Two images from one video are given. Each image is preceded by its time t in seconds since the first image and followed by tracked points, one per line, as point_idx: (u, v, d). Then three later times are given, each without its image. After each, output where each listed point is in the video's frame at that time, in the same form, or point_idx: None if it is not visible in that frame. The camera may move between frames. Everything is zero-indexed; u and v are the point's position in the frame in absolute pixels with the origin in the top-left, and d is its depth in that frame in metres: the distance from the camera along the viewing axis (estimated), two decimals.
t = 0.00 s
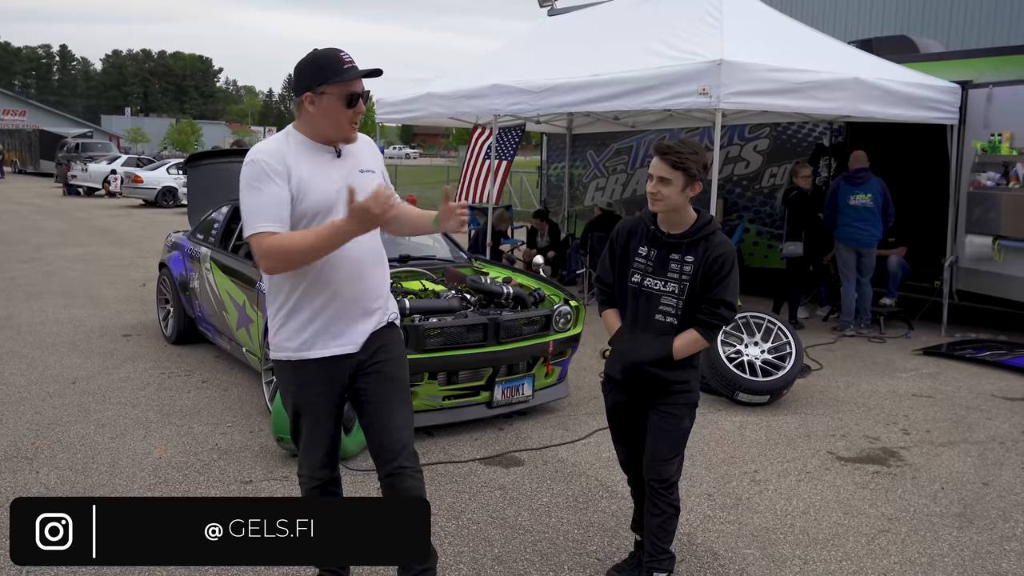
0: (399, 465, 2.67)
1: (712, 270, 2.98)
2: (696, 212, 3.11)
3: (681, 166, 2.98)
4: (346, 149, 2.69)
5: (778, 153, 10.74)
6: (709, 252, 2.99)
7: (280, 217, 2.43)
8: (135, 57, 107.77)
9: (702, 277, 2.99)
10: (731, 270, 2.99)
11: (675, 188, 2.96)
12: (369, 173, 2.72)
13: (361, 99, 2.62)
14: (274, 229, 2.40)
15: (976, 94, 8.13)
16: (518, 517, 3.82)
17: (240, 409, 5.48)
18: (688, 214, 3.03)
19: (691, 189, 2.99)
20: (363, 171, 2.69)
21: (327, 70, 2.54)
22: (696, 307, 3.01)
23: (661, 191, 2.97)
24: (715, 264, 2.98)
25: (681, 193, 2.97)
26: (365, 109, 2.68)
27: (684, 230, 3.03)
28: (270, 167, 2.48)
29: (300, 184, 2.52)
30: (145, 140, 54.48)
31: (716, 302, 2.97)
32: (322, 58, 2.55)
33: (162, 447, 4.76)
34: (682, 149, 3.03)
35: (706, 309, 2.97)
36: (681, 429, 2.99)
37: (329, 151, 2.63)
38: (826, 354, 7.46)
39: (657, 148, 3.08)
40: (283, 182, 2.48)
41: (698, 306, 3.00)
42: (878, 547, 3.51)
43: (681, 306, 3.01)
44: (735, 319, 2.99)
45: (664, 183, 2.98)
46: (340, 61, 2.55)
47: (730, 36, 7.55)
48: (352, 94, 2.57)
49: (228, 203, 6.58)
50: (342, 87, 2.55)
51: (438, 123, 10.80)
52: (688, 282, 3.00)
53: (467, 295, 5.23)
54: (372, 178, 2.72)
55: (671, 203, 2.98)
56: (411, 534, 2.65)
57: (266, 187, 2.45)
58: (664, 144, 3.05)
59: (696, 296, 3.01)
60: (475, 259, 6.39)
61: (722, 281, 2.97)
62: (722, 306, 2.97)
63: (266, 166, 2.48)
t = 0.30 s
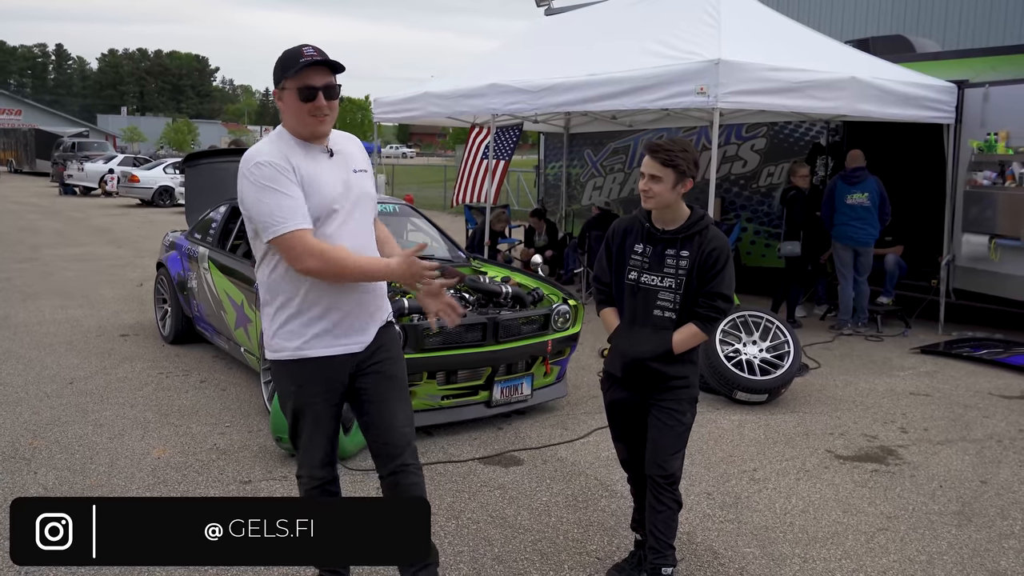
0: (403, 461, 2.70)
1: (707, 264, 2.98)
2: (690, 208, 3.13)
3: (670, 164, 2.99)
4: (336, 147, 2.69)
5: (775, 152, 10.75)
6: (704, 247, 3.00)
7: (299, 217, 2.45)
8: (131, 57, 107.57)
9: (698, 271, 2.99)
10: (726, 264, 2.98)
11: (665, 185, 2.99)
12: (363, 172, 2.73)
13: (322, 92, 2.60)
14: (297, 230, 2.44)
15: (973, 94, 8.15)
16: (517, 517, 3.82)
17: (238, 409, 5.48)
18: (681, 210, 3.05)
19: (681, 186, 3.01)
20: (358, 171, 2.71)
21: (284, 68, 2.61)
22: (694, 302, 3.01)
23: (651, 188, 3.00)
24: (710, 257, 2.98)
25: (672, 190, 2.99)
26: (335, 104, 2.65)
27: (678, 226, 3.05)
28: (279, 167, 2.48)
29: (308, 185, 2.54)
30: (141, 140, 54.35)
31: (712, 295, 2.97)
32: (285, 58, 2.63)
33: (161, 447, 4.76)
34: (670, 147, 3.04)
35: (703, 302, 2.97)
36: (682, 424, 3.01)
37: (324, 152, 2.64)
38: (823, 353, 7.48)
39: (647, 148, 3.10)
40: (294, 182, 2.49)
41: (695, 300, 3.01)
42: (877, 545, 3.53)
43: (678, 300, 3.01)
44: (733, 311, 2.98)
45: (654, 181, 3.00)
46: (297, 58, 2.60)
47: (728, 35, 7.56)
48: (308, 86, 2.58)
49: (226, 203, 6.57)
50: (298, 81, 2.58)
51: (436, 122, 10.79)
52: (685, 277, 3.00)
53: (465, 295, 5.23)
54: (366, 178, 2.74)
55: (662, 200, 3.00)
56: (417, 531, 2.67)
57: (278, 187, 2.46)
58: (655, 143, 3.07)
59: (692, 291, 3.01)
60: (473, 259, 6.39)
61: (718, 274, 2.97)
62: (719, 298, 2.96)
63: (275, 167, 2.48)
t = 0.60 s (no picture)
0: (405, 465, 2.74)
1: (705, 264, 2.99)
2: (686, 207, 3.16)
3: (674, 163, 3.01)
4: (333, 152, 2.66)
5: (773, 153, 10.76)
6: (702, 246, 3.00)
7: (269, 225, 2.47)
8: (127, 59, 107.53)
9: (696, 270, 3.00)
10: (725, 262, 2.99)
11: (672, 185, 3.01)
12: (358, 179, 2.68)
13: (314, 97, 2.59)
14: (266, 238, 2.45)
15: (970, 95, 8.17)
16: (518, 518, 3.83)
17: (237, 411, 5.48)
18: (683, 210, 3.07)
19: (685, 184, 3.04)
20: (351, 177, 2.66)
21: (280, 71, 2.62)
22: (693, 302, 3.02)
23: (659, 191, 3.00)
24: (708, 257, 2.99)
25: (678, 189, 3.02)
26: (329, 110, 2.62)
27: (680, 225, 3.07)
28: (256, 174, 2.50)
29: (286, 192, 2.54)
30: (138, 142, 54.30)
31: (711, 293, 2.97)
32: (282, 61, 2.65)
33: (161, 449, 4.76)
34: (670, 146, 3.06)
35: (702, 301, 2.97)
36: (683, 426, 3.01)
37: (315, 158, 2.62)
38: (821, 354, 7.49)
39: (644, 149, 3.10)
40: (270, 189, 2.50)
41: (694, 299, 3.01)
42: (878, 546, 3.53)
43: (678, 300, 3.02)
44: (732, 309, 2.98)
45: (661, 182, 3.01)
46: (292, 62, 2.61)
47: (726, 37, 7.57)
48: (298, 90, 2.58)
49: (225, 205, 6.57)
50: (289, 85, 2.59)
51: (434, 124, 10.80)
52: (684, 277, 3.01)
53: (465, 296, 5.23)
54: (362, 184, 2.69)
55: (669, 200, 3.01)
56: (418, 527, 2.74)
57: (250, 194, 2.48)
58: (653, 144, 3.07)
59: (692, 291, 3.01)
60: (472, 261, 6.39)
61: (717, 273, 2.97)
62: (717, 297, 2.96)
63: (252, 173, 2.50)
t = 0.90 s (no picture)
0: (405, 467, 2.73)
1: (706, 261, 2.99)
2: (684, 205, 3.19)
3: (677, 164, 3.02)
4: (334, 154, 2.63)
5: (772, 153, 10.76)
6: (702, 244, 3.01)
7: (254, 229, 2.51)
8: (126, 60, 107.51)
9: (697, 268, 3.00)
10: (726, 259, 2.99)
11: (678, 185, 3.02)
12: (357, 181, 2.64)
13: (308, 102, 2.57)
14: (247, 241, 2.49)
15: (970, 94, 8.17)
16: (520, 518, 3.83)
17: (238, 412, 5.48)
18: (687, 208, 3.10)
19: (687, 182, 3.07)
20: (349, 181, 2.62)
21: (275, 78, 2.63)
22: (695, 299, 3.02)
23: (667, 193, 3.01)
24: (709, 254, 2.99)
25: (682, 188, 3.04)
26: (325, 113, 2.60)
27: (684, 222, 3.09)
28: (246, 179, 2.55)
29: (277, 196, 2.56)
30: (137, 143, 54.31)
31: (711, 290, 2.97)
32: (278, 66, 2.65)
33: (162, 450, 4.76)
34: (670, 147, 3.06)
35: (703, 298, 2.97)
36: (684, 426, 3.01)
37: (312, 161, 2.61)
38: (822, 353, 7.50)
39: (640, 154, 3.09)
40: (258, 193, 2.54)
41: (696, 297, 3.01)
42: (880, 545, 3.53)
43: (679, 298, 3.02)
44: (734, 306, 2.97)
45: (667, 184, 3.01)
46: (286, 66, 2.60)
47: (726, 37, 7.57)
48: (291, 96, 2.57)
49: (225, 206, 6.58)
50: (283, 91, 2.59)
51: (434, 124, 10.79)
52: (685, 274, 3.01)
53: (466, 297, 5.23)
54: (361, 187, 2.64)
55: (677, 200, 3.03)
56: (418, 530, 2.73)
57: (239, 200, 2.53)
58: (648, 148, 3.06)
59: (693, 289, 3.01)
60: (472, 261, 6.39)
61: (717, 270, 2.97)
62: (718, 294, 2.96)
63: (243, 179, 2.55)
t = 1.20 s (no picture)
0: (406, 469, 2.72)
1: (702, 260, 2.98)
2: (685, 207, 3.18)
3: (677, 162, 3.04)
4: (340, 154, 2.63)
5: (771, 153, 10.76)
6: (699, 243, 3.00)
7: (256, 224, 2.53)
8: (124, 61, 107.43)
9: (694, 268, 3.00)
10: (722, 258, 2.98)
11: (677, 184, 3.04)
12: (359, 181, 2.64)
13: (353, 103, 2.59)
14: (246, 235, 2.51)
15: (968, 94, 8.19)
16: (521, 519, 3.83)
17: (238, 413, 5.48)
18: (686, 208, 3.10)
19: (687, 182, 3.08)
20: (352, 181, 2.63)
21: (311, 76, 2.56)
22: (692, 299, 3.01)
23: (666, 190, 3.02)
24: (705, 253, 2.98)
25: (682, 187, 3.05)
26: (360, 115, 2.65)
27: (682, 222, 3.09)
28: (252, 175, 2.57)
29: (283, 193, 2.57)
30: (134, 144, 54.25)
31: (708, 289, 2.95)
32: (312, 63, 2.59)
33: (161, 451, 4.76)
34: (670, 146, 3.08)
35: (699, 298, 2.95)
36: (686, 423, 3.00)
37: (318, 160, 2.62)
38: (821, 353, 7.50)
39: (641, 152, 3.11)
40: (262, 189, 2.55)
41: (693, 296, 3.00)
42: (880, 544, 3.54)
43: (677, 298, 3.03)
44: (731, 305, 2.95)
45: (667, 181, 3.03)
46: (329, 66, 2.56)
47: (724, 37, 7.57)
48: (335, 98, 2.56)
49: (224, 206, 6.57)
50: (328, 91, 2.54)
51: (433, 125, 10.78)
52: (682, 274, 3.01)
53: (465, 297, 5.23)
54: (363, 187, 2.65)
55: (676, 198, 3.04)
56: (417, 531, 2.71)
57: (242, 196, 2.55)
58: (649, 146, 3.08)
59: (690, 287, 3.01)
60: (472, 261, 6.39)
61: (714, 269, 2.96)
62: (715, 293, 2.94)
63: (249, 174, 2.57)
